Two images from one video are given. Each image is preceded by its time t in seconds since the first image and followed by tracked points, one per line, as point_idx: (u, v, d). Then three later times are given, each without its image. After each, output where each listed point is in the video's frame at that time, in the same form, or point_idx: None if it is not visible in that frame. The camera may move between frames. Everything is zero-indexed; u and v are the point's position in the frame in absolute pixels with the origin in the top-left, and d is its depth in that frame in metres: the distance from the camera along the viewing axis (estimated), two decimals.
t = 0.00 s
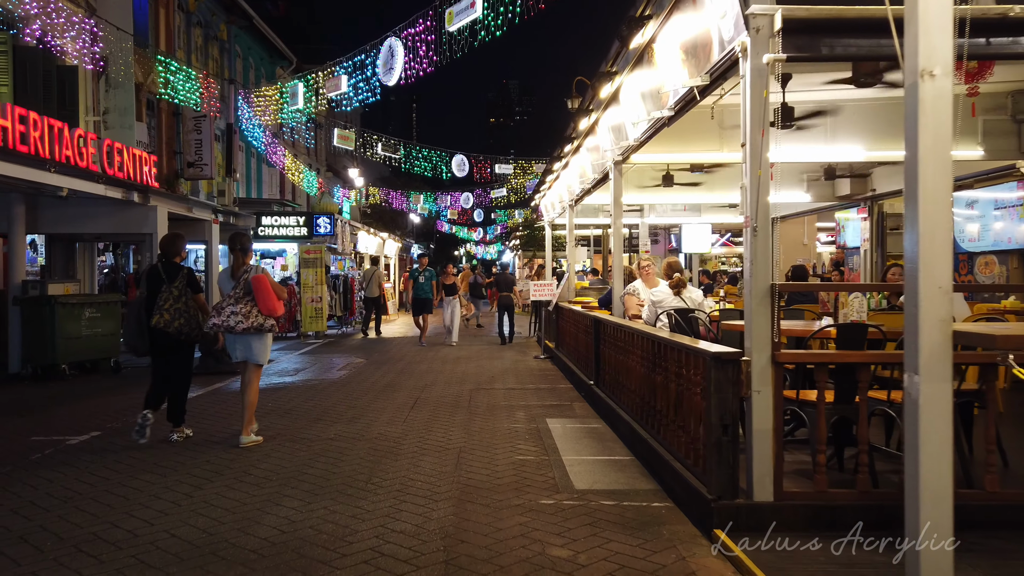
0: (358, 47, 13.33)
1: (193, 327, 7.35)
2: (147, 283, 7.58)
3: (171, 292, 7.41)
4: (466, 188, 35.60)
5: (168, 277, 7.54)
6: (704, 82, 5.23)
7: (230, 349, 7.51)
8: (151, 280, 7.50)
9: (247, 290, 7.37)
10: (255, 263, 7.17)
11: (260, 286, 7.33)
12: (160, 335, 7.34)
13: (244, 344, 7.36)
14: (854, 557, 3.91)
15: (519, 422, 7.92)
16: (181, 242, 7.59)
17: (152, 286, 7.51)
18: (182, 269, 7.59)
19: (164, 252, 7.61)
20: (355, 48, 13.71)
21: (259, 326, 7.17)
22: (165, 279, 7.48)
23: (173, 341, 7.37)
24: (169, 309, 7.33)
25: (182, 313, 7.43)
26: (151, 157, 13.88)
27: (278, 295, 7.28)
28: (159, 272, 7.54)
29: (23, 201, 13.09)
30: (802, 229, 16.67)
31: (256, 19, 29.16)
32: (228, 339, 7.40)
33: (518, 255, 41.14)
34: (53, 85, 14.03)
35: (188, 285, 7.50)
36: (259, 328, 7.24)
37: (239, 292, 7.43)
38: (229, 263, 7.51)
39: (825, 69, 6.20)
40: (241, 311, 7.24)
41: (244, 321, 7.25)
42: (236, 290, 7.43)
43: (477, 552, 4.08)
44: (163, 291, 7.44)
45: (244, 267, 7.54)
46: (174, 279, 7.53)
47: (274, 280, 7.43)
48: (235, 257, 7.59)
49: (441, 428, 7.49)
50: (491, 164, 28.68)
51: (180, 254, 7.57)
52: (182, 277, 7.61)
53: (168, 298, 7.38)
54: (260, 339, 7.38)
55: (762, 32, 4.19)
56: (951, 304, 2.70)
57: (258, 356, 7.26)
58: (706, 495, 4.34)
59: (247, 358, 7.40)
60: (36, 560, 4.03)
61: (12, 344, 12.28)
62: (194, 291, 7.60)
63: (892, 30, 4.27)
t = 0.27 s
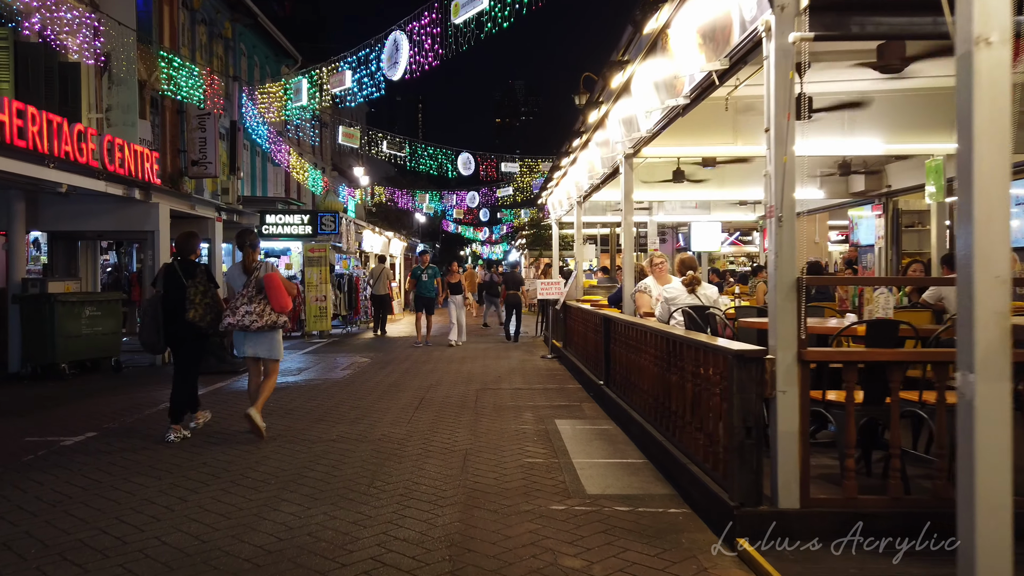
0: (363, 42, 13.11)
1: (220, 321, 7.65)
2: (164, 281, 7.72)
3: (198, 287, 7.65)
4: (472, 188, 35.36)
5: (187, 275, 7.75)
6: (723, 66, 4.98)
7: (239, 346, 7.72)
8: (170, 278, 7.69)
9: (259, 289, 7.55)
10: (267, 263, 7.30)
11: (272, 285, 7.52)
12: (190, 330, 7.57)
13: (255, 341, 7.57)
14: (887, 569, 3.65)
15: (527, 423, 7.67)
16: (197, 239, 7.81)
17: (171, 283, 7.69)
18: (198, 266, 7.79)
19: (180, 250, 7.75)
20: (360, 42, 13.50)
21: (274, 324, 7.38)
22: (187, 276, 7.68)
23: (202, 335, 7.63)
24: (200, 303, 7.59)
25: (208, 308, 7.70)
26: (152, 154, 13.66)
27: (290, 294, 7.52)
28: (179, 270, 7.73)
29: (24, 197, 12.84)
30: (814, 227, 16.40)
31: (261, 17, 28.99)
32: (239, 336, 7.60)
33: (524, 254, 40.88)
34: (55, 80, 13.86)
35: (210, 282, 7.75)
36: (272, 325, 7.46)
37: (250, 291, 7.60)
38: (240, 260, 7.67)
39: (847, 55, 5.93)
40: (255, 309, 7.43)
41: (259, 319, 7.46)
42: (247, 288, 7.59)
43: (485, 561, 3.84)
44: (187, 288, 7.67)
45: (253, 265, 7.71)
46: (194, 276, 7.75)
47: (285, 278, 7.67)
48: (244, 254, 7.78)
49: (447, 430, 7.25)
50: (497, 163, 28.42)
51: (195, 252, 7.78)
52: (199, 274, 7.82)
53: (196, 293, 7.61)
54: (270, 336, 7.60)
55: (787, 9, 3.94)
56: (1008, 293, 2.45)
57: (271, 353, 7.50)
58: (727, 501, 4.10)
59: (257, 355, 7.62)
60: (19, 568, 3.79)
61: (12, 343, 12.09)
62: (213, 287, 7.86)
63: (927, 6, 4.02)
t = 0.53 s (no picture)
0: (367, 37, 12.86)
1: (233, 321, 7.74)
2: (180, 282, 7.93)
3: (211, 287, 7.75)
4: (477, 187, 35.10)
5: (201, 275, 7.87)
6: (747, 55, 4.70)
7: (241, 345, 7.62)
8: (185, 278, 7.87)
9: (269, 287, 7.56)
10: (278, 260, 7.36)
11: (282, 284, 7.55)
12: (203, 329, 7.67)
13: (261, 338, 7.51)
14: None
15: (536, 430, 7.40)
16: (211, 239, 7.95)
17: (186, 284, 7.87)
18: (213, 267, 7.93)
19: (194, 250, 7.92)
20: (363, 38, 13.25)
21: (283, 322, 7.38)
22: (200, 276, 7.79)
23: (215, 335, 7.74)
24: (212, 303, 7.68)
25: (220, 307, 7.81)
26: (152, 152, 13.42)
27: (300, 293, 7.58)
28: (192, 271, 7.89)
29: (22, 196, 12.63)
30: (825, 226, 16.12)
31: (265, 15, 28.72)
32: (244, 334, 7.52)
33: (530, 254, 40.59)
34: (55, 77, 13.62)
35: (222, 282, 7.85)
36: (281, 324, 7.44)
37: (259, 289, 7.60)
38: (249, 259, 7.70)
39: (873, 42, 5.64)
40: (264, 306, 7.42)
41: (267, 317, 7.45)
42: (256, 287, 7.59)
43: None
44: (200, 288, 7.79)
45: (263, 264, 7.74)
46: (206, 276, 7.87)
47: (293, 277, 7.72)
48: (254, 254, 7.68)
49: (453, 437, 6.98)
50: (503, 162, 28.14)
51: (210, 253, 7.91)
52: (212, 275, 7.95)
53: (209, 292, 7.71)
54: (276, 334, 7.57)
55: None
56: None
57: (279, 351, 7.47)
58: (754, 520, 3.84)
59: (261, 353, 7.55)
60: None
61: (9, 345, 11.87)
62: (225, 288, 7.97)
63: None
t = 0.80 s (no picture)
0: (367, 33, 12.62)
1: (234, 324, 7.77)
2: (190, 283, 8.00)
3: (214, 290, 7.82)
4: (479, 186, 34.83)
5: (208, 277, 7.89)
6: (767, 44, 4.46)
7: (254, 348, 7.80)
8: (193, 279, 7.93)
9: (279, 292, 7.71)
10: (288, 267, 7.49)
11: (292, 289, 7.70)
12: (202, 331, 7.76)
13: (271, 343, 7.68)
14: None
15: (540, 436, 7.15)
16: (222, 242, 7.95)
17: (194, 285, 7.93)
18: (222, 269, 7.98)
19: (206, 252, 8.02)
20: (364, 34, 13.01)
21: (291, 327, 7.53)
22: (207, 278, 7.87)
23: (214, 338, 7.80)
24: (212, 307, 7.75)
25: (225, 310, 7.86)
26: (149, 150, 13.16)
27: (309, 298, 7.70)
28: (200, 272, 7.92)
29: (15, 195, 12.43)
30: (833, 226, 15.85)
31: (266, 13, 28.44)
32: (257, 338, 7.71)
33: (532, 254, 40.33)
34: (51, 74, 13.38)
35: (228, 284, 7.90)
36: (291, 329, 7.60)
37: (270, 295, 7.75)
38: (262, 265, 7.86)
39: (896, 31, 5.41)
40: (273, 312, 7.59)
41: (276, 322, 7.60)
42: (268, 292, 7.74)
43: None
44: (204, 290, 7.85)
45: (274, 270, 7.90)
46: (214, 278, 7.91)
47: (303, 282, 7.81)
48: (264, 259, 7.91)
49: (455, 444, 6.73)
50: (505, 161, 27.87)
51: (222, 255, 7.97)
52: (223, 277, 8.01)
53: (211, 296, 7.79)
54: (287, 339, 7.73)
55: None
56: None
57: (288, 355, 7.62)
58: (776, 540, 3.58)
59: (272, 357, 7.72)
60: None
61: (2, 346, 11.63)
62: (236, 290, 8.01)
63: None
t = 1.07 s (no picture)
0: (365, 25, 12.36)
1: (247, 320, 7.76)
2: (202, 277, 7.96)
3: (225, 286, 7.77)
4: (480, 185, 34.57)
5: (220, 272, 7.83)
6: (785, 21, 4.22)
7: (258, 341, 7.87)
8: (206, 274, 7.94)
9: (284, 286, 7.76)
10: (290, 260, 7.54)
11: (296, 283, 7.74)
12: (214, 327, 7.76)
13: (277, 336, 7.73)
14: None
15: (541, 439, 6.88)
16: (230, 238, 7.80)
17: (206, 280, 7.93)
18: (233, 265, 7.95)
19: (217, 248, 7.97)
20: (362, 27, 12.76)
21: (296, 320, 7.57)
22: (219, 274, 7.81)
23: (226, 333, 7.77)
24: (224, 302, 7.72)
25: (236, 305, 7.81)
26: (141, 145, 12.82)
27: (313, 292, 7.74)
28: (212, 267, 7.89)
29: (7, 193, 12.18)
30: (840, 223, 15.60)
31: (266, 10, 28.13)
32: (262, 332, 7.76)
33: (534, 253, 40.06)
34: (45, 68, 13.09)
35: (239, 280, 7.86)
36: (295, 322, 7.65)
37: (274, 288, 7.80)
38: (265, 260, 7.92)
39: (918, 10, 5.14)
40: (279, 305, 7.63)
41: (282, 315, 7.65)
42: (271, 286, 7.80)
43: None
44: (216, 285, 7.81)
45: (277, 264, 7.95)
46: (225, 273, 7.87)
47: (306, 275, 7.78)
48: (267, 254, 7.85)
49: (453, 447, 6.47)
50: (507, 159, 27.59)
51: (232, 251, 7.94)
52: (234, 272, 7.99)
53: (222, 292, 7.74)
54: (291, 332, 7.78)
55: None
56: None
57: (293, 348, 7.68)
58: (797, 555, 3.30)
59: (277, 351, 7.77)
60: None
61: None
62: (246, 286, 7.99)
63: None
